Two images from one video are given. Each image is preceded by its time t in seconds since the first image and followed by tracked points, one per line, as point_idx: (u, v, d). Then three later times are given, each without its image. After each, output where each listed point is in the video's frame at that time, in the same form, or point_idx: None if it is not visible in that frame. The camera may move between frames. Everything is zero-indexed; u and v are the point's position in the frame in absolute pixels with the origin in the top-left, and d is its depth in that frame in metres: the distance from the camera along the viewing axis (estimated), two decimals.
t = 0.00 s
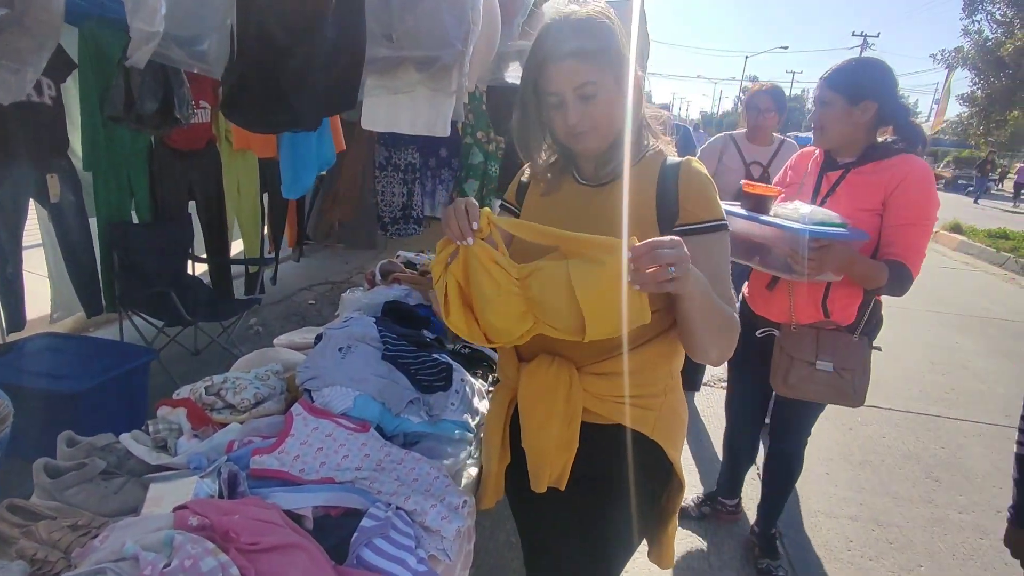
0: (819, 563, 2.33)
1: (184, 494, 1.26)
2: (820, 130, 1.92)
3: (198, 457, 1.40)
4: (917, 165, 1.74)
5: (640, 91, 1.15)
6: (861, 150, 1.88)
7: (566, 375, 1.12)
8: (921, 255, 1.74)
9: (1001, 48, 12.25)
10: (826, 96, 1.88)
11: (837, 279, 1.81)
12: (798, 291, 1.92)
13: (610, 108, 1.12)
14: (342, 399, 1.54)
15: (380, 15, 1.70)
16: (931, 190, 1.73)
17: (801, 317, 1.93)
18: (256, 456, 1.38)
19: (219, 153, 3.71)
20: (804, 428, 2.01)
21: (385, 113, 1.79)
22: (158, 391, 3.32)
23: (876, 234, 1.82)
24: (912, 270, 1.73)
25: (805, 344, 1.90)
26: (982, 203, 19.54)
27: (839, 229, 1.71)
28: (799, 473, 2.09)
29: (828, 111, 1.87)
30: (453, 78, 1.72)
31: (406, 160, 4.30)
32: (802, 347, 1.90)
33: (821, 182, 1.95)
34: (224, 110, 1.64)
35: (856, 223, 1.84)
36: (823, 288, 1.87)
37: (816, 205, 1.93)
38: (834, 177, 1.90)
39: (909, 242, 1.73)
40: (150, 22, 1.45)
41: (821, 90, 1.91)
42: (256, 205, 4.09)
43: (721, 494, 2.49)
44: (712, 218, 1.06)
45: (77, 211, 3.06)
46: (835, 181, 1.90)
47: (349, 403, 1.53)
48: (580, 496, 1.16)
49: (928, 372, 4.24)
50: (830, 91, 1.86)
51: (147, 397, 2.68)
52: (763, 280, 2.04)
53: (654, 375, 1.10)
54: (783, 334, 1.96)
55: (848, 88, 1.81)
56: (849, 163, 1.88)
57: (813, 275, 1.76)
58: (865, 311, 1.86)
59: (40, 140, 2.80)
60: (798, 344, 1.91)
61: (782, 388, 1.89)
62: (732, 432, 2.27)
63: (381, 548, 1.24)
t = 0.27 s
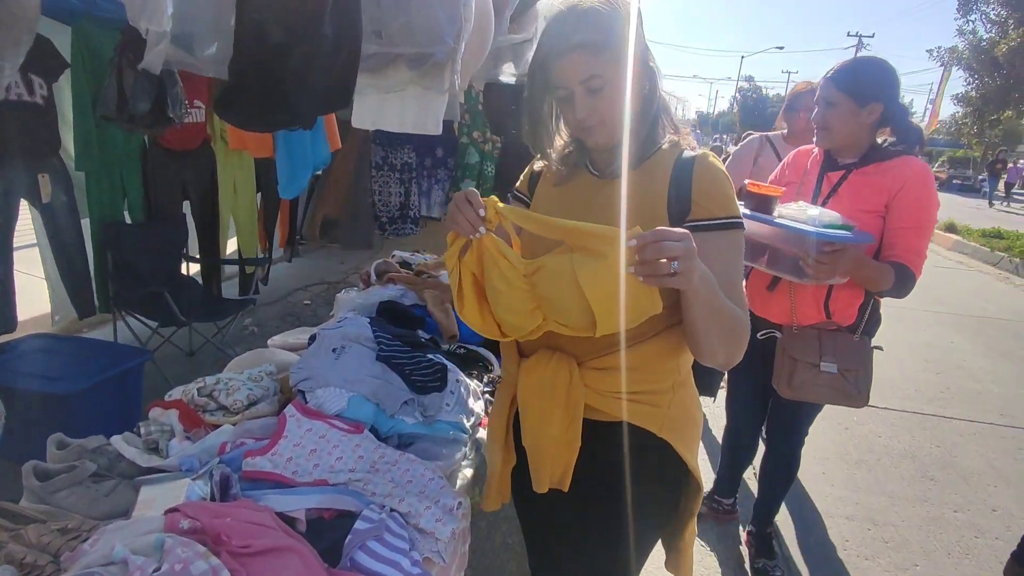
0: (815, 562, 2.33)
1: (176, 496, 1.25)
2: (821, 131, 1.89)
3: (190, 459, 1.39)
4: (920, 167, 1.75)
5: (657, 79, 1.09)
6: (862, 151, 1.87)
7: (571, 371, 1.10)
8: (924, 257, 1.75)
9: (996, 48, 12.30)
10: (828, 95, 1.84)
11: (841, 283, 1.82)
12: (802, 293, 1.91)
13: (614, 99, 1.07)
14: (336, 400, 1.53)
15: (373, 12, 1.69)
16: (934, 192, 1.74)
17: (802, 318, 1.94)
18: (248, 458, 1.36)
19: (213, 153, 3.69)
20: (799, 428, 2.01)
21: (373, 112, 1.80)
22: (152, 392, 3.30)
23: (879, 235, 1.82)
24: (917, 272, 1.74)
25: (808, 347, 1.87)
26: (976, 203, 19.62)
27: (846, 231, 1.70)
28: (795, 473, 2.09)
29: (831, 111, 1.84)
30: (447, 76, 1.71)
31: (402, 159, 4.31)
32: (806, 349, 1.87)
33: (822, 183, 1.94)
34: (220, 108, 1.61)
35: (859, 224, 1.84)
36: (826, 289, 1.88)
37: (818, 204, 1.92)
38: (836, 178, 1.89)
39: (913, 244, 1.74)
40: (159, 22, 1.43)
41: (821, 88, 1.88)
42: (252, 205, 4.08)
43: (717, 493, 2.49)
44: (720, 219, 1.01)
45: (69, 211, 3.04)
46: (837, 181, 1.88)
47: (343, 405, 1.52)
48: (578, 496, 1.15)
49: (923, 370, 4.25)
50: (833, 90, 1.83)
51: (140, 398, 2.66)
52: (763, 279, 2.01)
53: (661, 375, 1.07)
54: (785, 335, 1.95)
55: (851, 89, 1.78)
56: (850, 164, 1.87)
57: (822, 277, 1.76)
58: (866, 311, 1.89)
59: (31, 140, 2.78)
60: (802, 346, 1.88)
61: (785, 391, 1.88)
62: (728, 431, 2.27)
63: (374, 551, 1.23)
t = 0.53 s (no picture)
0: (814, 562, 2.33)
1: (174, 497, 1.25)
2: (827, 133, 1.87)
3: (189, 460, 1.39)
4: (927, 168, 1.76)
5: (664, 75, 0.98)
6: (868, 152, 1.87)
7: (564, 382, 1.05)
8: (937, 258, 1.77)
9: (993, 49, 12.35)
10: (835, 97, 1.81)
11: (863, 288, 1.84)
12: (816, 297, 1.91)
13: (605, 94, 0.98)
14: (335, 401, 1.53)
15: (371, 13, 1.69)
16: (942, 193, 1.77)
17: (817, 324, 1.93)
18: (247, 459, 1.36)
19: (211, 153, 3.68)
20: (798, 428, 2.01)
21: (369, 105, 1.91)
22: (150, 392, 3.29)
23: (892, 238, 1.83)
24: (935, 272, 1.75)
25: (831, 352, 1.86)
26: (974, 203, 19.66)
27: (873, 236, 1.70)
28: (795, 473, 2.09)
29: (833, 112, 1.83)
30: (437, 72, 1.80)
31: (400, 160, 4.51)
32: (831, 356, 1.86)
33: (828, 185, 1.93)
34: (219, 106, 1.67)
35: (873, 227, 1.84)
36: (844, 294, 1.90)
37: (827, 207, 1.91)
38: (844, 180, 1.89)
39: (927, 245, 1.76)
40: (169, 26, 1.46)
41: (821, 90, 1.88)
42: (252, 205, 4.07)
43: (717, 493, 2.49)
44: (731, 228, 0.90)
45: (66, 212, 3.04)
46: (846, 184, 1.88)
47: (342, 405, 1.52)
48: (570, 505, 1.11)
49: (921, 370, 4.27)
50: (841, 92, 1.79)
51: (138, 399, 2.66)
52: (776, 285, 1.98)
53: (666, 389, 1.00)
54: (807, 342, 1.92)
55: (852, 90, 1.78)
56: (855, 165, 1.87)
57: (859, 284, 1.75)
58: (879, 310, 1.93)
59: (27, 140, 2.77)
60: (826, 351, 1.87)
61: (818, 400, 1.84)
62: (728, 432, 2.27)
63: (373, 551, 1.23)
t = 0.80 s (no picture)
0: (814, 562, 2.33)
1: (175, 497, 1.25)
2: (833, 137, 1.85)
3: (189, 460, 1.39)
4: (929, 166, 1.81)
5: (671, 85, 0.98)
6: (873, 153, 1.86)
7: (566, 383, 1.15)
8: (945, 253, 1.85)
9: (992, 49, 12.36)
10: (842, 102, 1.78)
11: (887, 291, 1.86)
12: (838, 302, 1.92)
13: (607, 98, 0.99)
14: (334, 401, 1.53)
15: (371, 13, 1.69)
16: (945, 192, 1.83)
17: (840, 328, 1.94)
18: (247, 459, 1.36)
19: (210, 153, 3.68)
20: (799, 429, 2.02)
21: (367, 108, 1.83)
22: (149, 393, 3.29)
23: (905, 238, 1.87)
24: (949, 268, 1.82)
25: (859, 357, 1.87)
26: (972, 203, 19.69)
27: (904, 240, 1.73)
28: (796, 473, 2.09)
29: (844, 115, 1.80)
30: (431, 72, 1.71)
31: (400, 160, 4.58)
32: (859, 360, 1.87)
33: (837, 187, 1.91)
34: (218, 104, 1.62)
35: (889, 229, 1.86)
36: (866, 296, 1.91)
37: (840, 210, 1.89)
38: (854, 182, 1.88)
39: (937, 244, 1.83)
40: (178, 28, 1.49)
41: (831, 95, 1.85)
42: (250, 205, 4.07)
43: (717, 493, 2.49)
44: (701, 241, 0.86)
45: (65, 213, 3.04)
46: (857, 185, 1.87)
47: (341, 405, 1.52)
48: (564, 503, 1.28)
49: (922, 370, 4.27)
50: (847, 97, 1.77)
51: (137, 400, 2.65)
52: (794, 291, 1.96)
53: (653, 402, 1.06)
54: (833, 348, 1.92)
55: (858, 94, 1.75)
56: (865, 167, 1.86)
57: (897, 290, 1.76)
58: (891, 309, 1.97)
59: (27, 140, 2.77)
60: (852, 356, 1.87)
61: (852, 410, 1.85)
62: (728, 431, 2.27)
63: (374, 551, 1.23)
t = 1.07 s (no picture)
0: (816, 564, 2.33)
1: (177, 498, 1.25)
2: (839, 139, 1.82)
3: (191, 461, 1.39)
4: (932, 169, 1.85)
5: (644, 96, 1.16)
6: (877, 154, 1.84)
7: (546, 367, 1.29)
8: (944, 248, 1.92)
9: (992, 50, 12.37)
10: (852, 103, 1.77)
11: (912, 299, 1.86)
12: (858, 313, 1.89)
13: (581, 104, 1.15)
14: (336, 402, 1.54)
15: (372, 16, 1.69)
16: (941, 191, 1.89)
17: (860, 337, 1.92)
18: (249, 459, 1.37)
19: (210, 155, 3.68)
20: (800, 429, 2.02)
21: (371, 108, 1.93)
22: (150, 395, 3.29)
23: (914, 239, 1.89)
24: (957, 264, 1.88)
25: (886, 367, 1.87)
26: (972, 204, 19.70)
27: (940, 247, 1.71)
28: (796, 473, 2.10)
29: (856, 115, 1.77)
30: (435, 74, 1.81)
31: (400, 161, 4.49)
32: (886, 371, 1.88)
33: (847, 192, 1.85)
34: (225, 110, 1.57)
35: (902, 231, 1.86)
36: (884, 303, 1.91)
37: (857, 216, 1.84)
38: (864, 185, 1.84)
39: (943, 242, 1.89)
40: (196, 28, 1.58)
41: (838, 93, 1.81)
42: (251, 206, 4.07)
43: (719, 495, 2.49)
44: (646, 223, 1.05)
45: (67, 214, 3.04)
46: (867, 189, 1.83)
47: (344, 406, 1.52)
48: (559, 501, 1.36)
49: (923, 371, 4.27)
50: (857, 97, 1.76)
51: (138, 401, 2.66)
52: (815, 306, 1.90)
53: (636, 390, 1.20)
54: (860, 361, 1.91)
55: (874, 92, 1.73)
56: (872, 169, 1.83)
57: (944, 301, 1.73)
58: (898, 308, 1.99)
59: (28, 142, 2.77)
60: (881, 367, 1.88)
61: (875, 420, 1.90)
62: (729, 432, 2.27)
63: (376, 551, 1.23)
